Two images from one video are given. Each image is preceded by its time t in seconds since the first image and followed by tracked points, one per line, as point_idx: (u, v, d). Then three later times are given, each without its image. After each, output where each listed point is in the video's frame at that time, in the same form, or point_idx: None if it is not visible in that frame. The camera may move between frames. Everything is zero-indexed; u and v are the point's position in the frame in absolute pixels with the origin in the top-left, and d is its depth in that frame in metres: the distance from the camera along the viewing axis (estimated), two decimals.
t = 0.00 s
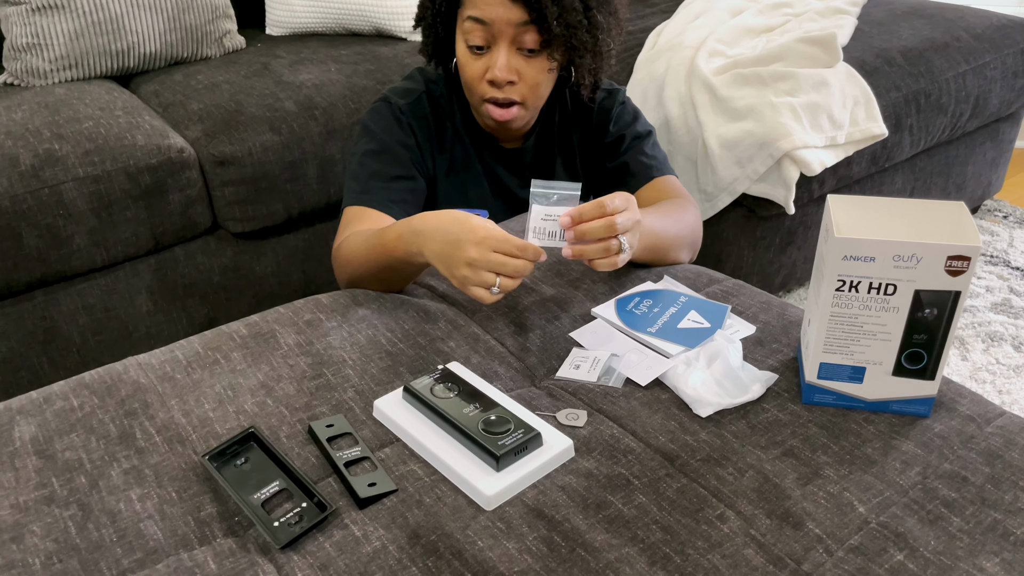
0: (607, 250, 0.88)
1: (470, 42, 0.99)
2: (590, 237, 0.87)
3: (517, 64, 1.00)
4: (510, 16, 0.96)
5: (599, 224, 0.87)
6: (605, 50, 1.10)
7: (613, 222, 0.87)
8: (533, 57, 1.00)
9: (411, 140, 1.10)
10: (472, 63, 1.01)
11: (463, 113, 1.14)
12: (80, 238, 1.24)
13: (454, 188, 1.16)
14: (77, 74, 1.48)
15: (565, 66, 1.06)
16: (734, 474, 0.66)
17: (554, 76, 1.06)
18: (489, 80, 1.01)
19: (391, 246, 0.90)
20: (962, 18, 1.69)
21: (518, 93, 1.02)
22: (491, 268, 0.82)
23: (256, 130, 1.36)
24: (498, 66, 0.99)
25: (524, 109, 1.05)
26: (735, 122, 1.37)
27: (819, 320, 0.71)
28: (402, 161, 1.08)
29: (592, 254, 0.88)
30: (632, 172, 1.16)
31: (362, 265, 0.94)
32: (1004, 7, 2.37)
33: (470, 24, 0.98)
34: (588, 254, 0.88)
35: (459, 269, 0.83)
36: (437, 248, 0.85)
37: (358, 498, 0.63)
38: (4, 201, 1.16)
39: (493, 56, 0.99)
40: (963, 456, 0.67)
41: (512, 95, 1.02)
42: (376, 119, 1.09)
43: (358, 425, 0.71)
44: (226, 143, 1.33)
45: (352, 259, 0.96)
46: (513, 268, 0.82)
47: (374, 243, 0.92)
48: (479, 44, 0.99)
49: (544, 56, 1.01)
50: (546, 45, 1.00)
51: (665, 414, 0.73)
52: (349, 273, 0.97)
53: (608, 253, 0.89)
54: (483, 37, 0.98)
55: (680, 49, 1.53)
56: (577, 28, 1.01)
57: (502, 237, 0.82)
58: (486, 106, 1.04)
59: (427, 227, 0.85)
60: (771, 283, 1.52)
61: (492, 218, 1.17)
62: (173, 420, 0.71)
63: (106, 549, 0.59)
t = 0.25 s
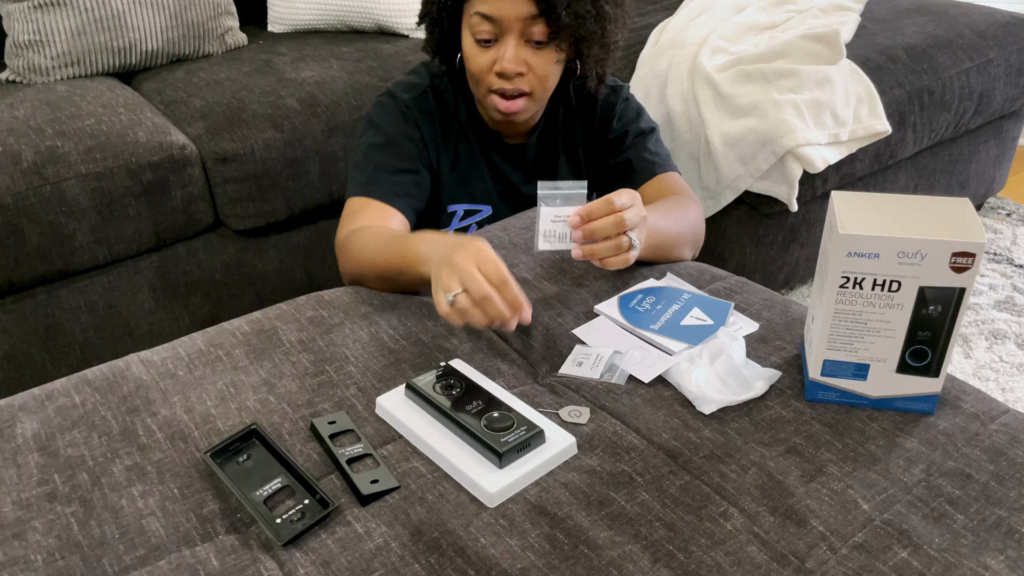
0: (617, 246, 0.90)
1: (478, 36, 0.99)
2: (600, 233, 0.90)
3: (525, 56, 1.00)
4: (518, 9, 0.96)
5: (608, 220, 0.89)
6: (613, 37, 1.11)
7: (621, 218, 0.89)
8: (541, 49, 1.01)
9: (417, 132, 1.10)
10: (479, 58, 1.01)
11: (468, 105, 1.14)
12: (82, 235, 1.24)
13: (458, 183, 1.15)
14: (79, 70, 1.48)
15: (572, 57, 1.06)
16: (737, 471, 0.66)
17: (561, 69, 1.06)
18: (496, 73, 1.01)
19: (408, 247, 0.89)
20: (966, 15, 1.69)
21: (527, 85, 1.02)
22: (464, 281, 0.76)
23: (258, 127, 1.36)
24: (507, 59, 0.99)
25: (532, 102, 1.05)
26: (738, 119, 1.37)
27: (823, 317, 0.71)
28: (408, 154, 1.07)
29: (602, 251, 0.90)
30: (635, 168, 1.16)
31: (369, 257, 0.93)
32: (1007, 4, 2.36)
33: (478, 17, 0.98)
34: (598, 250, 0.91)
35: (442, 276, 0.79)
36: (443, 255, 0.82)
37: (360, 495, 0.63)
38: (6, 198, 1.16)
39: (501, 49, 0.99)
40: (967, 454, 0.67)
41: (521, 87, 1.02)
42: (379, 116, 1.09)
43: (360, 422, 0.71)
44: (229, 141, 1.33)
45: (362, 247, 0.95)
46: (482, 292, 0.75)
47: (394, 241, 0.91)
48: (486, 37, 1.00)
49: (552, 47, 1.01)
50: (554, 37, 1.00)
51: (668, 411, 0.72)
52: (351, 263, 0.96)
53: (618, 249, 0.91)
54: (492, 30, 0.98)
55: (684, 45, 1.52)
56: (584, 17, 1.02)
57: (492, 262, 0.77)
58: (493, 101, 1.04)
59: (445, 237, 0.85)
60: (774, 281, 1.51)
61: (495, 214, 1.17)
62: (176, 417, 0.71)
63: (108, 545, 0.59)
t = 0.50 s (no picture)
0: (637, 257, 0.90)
1: (489, 23, 1.00)
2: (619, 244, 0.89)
3: (537, 42, 1.00)
4: None
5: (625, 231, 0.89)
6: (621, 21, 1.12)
7: (634, 229, 0.89)
8: (553, 34, 1.01)
9: (434, 122, 1.09)
10: (490, 46, 1.01)
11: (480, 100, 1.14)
12: (84, 233, 1.24)
13: (471, 177, 1.15)
14: (81, 68, 1.47)
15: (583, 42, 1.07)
16: (739, 469, 0.65)
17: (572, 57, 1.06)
18: (509, 60, 1.01)
19: (455, 265, 0.87)
20: (969, 12, 1.68)
21: (539, 71, 1.02)
22: (522, 331, 0.76)
23: (260, 124, 1.36)
24: (520, 44, 0.99)
25: (545, 89, 1.04)
26: (740, 117, 1.37)
27: (825, 314, 0.71)
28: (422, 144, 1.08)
29: (621, 262, 0.90)
30: (640, 165, 1.16)
31: (403, 249, 0.90)
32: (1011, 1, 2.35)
33: (489, 6, 0.98)
34: (617, 261, 0.90)
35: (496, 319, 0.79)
36: (503, 299, 0.82)
37: (361, 493, 0.63)
38: (8, 195, 1.16)
39: (513, 35, 1.00)
40: (969, 452, 0.67)
41: (534, 73, 1.02)
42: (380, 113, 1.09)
43: (361, 420, 0.71)
44: (230, 138, 1.33)
45: (397, 233, 0.93)
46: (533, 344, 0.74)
47: (440, 253, 0.89)
48: (498, 26, 1.00)
49: (563, 33, 1.02)
50: (566, 22, 1.01)
51: (670, 409, 0.72)
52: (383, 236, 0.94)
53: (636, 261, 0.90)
54: (503, 17, 0.99)
55: (686, 43, 1.52)
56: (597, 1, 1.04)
57: (552, 329, 0.77)
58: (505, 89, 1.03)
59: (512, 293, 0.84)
60: (776, 279, 1.51)
61: (506, 209, 1.17)
62: (176, 415, 0.71)
63: (108, 543, 0.59)
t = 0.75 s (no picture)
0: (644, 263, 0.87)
1: (495, 15, 0.99)
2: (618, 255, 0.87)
3: (544, 33, 1.00)
4: None
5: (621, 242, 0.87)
6: (624, 14, 1.12)
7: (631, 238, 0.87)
8: (559, 26, 1.00)
9: (441, 122, 1.09)
10: (495, 38, 1.01)
11: (485, 98, 1.14)
12: (84, 230, 1.24)
13: (475, 174, 1.15)
14: (81, 65, 1.47)
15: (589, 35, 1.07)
16: (740, 466, 0.65)
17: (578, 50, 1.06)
18: (514, 51, 1.00)
19: (459, 268, 0.86)
20: (971, 9, 1.68)
21: (545, 62, 1.02)
22: (524, 338, 0.76)
23: (260, 121, 1.36)
24: (526, 35, 0.99)
25: (551, 81, 1.04)
26: (741, 114, 1.36)
27: (827, 311, 0.70)
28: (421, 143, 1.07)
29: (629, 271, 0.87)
30: (644, 162, 1.16)
31: (407, 249, 0.90)
32: None
33: None
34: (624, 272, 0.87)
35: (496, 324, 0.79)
36: (506, 305, 0.82)
37: (361, 490, 0.63)
38: (8, 193, 1.16)
39: (520, 27, 0.99)
40: (971, 450, 0.67)
41: (540, 64, 1.01)
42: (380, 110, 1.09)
43: (361, 417, 0.71)
44: (231, 135, 1.33)
45: (402, 233, 0.92)
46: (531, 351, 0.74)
47: (445, 256, 0.89)
48: (503, 17, 0.99)
49: (570, 25, 1.01)
50: (572, 14, 1.00)
51: (670, 407, 0.72)
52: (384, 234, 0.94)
53: (647, 267, 0.87)
54: (510, 9, 0.98)
55: (687, 40, 1.52)
56: None
57: (552, 339, 0.77)
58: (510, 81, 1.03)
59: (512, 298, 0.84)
60: (777, 276, 1.51)
61: (510, 207, 1.17)
62: (176, 412, 0.71)
63: (107, 540, 0.59)
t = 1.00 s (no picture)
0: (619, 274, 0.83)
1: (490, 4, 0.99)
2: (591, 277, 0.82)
3: (539, 25, 1.00)
4: None
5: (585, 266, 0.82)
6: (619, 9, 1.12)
7: (590, 259, 0.82)
8: (554, 18, 1.00)
9: (428, 123, 1.10)
10: (489, 28, 1.00)
11: (476, 99, 1.14)
12: (84, 227, 1.23)
13: (468, 173, 1.15)
14: (81, 62, 1.47)
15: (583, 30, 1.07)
16: (740, 464, 0.65)
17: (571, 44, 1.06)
18: (508, 41, 1.00)
19: (416, 252, 0.88)
20: (974, 5, 1.67)
21: (539, 54, 1.01)
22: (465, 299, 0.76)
23: (261, 118, 1.35)
24: (521, 25, 0.99)
25: (544, 73, 1.03)
26: (743, 110, 1.36)
27: (828, 308, 0.70)
28: (418, 141, 1.07)
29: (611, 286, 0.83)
30: (641, 156, 1.14)
31: (377, 253, 0.91)
32: None
33: None
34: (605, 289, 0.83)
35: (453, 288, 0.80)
36: (457, 267, 0.82)
37: (360, 488, 0.62)
38: (8, 190, 1.16)
39: (514, 17, 0.99)
40: (973, 447, 0.66)
41: (534, 56, 1.01)
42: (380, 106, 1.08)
43: (360, 415, 0.71)
44: (231, 132, 1.32)
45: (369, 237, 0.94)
46: (478, 305, 0.74)
47: (405, 242, 0.90)
48: (498, 7, 0.99)
49: (564, 18, 1.01)
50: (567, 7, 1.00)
51: (671, 404, 0.72)
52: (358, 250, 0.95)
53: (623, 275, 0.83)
54: None
55: (689, 36, 1.51)
56: None
57: (496, 274, 0.76)
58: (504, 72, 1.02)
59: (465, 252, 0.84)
60: (779, 273, 1.50)
61: (504, 205, 1.17)
62: (175, 409, 0.71)
63: (107, 538, 0.59)
